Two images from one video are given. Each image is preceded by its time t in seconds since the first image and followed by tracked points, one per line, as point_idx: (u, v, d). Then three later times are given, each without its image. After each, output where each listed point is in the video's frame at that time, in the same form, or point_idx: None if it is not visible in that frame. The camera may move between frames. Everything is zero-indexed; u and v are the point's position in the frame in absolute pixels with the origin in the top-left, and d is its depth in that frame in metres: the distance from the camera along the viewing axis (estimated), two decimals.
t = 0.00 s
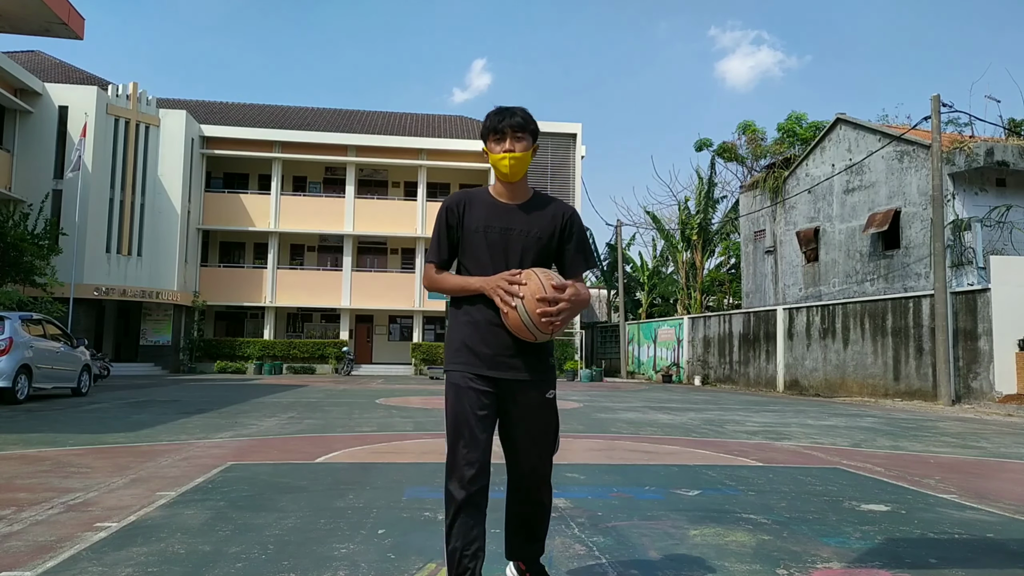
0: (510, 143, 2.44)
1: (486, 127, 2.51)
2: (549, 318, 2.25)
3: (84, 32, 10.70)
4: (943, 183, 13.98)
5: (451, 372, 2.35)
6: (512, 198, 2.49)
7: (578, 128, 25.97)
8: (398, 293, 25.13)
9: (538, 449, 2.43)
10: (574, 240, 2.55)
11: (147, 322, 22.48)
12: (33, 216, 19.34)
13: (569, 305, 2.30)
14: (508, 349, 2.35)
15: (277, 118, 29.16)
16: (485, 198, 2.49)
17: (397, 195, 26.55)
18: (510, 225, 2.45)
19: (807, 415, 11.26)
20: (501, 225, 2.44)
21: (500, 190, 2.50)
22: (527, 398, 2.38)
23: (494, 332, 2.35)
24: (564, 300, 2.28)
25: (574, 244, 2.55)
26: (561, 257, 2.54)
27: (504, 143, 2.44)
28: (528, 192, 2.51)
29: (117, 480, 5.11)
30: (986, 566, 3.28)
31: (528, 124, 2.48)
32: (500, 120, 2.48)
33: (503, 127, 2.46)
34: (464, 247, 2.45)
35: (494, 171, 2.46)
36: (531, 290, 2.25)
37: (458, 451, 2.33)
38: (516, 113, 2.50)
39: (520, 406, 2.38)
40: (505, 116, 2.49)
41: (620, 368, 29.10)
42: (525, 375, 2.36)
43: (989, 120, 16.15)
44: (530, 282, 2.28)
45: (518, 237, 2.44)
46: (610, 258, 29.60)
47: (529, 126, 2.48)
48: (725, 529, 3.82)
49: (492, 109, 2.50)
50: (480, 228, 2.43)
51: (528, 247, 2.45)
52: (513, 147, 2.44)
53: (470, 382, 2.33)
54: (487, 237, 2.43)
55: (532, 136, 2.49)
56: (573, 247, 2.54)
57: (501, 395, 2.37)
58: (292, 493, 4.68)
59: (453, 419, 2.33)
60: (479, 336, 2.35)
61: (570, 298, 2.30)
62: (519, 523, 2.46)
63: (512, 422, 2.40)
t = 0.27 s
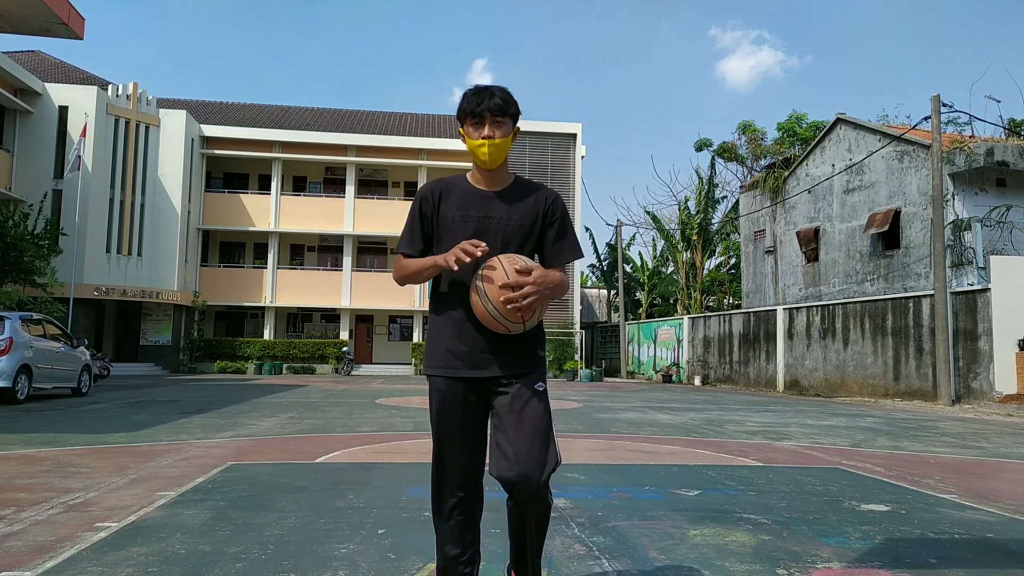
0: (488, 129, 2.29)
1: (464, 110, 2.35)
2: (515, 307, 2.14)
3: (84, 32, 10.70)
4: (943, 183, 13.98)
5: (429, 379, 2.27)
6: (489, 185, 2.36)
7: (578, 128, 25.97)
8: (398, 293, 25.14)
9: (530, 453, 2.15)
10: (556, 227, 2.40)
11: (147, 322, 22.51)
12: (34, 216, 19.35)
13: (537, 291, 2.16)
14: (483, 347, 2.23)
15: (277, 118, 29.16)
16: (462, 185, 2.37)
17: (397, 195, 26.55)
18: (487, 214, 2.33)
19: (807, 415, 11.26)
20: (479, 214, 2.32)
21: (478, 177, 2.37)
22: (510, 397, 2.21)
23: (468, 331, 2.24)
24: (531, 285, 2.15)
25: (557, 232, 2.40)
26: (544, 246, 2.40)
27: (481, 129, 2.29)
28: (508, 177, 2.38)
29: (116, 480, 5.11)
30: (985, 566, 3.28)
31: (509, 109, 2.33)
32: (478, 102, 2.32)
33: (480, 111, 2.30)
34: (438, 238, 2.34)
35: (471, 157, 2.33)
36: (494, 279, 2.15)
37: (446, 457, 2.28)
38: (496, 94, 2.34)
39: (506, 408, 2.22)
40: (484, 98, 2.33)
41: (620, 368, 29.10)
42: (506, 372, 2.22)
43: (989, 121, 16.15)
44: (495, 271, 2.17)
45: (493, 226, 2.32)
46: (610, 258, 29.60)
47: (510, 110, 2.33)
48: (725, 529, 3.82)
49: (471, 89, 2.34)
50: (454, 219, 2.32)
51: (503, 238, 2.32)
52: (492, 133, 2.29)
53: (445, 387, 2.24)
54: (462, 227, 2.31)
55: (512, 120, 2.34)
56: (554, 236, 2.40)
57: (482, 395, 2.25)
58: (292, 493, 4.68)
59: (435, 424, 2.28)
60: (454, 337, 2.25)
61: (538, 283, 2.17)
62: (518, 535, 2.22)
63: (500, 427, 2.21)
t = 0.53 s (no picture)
0: (486, 123, 2.18)
1: (460, 95, 2.22)
2: (519, 320, 2.06)
3: (84, 32, 10.70)
4: (943, 183, 13.98)
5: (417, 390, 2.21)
6: (484, 179, 2.25)
7: (578, 128, 25.98)
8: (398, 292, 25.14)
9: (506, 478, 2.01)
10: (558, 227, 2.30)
11: (147, 322, 22.52)
12: (33, 216, 19.34)
13: (544, 305, 2.08)
14: (473, 357, 2.13)
15: (277, 118, 29.16)
16: (454, 179, 2.25)
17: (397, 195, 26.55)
18: (480, 212, 2.21)
19: (807, 415, 11.26)
20: (471, 212, 2.20)
21: (472, 170, 2.26)
22: (496, 411, 2.10)
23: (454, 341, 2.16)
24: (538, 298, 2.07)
25: (559, 232, 2.31)
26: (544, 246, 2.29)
27: (479, 121, 2.19)
28: (505, 172, 2.26)
29: (116, 480, 5.11)
30: (985, 566, 3.28)
31: (510, 98, 2.22)
32: (476, 90, 2.20)
33: (479, 102, 2.19)
34: (427, 236, 2.23)
35: (466, 149, 2.22)
36: (499, 286, 2.05)
37: (438, 469, 2.22)
38: (496, 80, 2.22)
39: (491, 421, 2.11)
40: (483, 85, 2.20)
41: (620, 368, 29.08)
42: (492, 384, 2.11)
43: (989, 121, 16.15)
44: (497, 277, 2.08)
45: (491, 224, 2.20)
46: (610, 258, 29.60)
47: (510, 99, 2.22)
48: (725, 529, 3.82)
49: (468, 74, 2.21)
50: (445, 216, 2.20)
51: (502, 236, 2.20)
52: (490, 127, 2.18)
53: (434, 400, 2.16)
54: (453, 225, 2.19)
55: (512, 111, 2.23)
56: (556, 236, 2.30)
57: (471, 407, 2.15)
58: (292, 493, 4.68)
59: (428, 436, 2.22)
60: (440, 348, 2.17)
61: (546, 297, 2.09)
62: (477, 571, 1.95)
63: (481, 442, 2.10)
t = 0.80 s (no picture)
0: (505, 86, 2.00)
1: (478, 53, 2.03)
2: (548, 320, 1.92)
3: (84, 32, 10.70)
4: (943, 183, 13.98)
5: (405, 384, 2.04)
6: (498, 151, 2.07)
7: (578, 128, 25.99)
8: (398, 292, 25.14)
9: (495, 488, 1.86)
10: (568, 211, 2.17)
11: (147, 321, 22.53)
12: (34, 216, 19.33)
13: (575, 309, 1.96)
14: (472, 351, 1.97)
15: (277, 118, 29.17)
16: (460, 150, 2.09)
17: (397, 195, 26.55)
18: (487, 187, 2.03)
19: (806, 415, 11.26)
20: (477, 186, 2.03)
21: (484, 141, 2.08)
22: (493, 414, 1.94)
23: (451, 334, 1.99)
24: (572, 300, 1.95)
25: (569, 219, 2.19)
26: (558, 229, 2.17)
27: (497, 84, 2.00)
28: (517, 145, 2.09)
29: (116, 480, 5.11)
30: (985, 566, 3.28)
31: (534, 62, 2.04)
32: (497, 48, 2.01)
33: (499, 61, 2.00)
34: (425, 211, 2.06)
35: (480, 114, 2.03)
36: (530, 280, 1.91)
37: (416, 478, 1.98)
38: (519, 41, 2.03)
39: (487, 425, 1.96)
40: (505, 43, 2.01)
41: (620, 368, 29.08)
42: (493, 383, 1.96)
43: (989, 121, 16.16)
44: (527, 268, 1.93)
45: (497, 201, 2.02)
46: (610, 258, 29.60)
47: (534, 62, 2.04)
48: (725, 529, 3.82)
49: (490, 30, 2.03)
50: (449, 190, 2.03)
51: (510, 215, 2.03)
52: (510, 91, 2.00)
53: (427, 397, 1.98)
54: (457, 200, 2.02)
55: (535, 77, 2.05)
56: (566, 220, 2.18)
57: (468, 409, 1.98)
58: (292, 493, 4.68)
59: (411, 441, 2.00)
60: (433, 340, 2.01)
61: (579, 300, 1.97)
62: None
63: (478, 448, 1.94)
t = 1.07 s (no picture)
0: (498, 33, 1.82)
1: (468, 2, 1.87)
2: (514, 284, 1.67)
3: (84, 33, 10.71)
4: (943, 183, 13.97)
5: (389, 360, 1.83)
6: (494, 114, 1.90)
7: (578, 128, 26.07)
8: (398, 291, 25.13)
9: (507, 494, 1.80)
10: (578, 177, 1.90)
11: (147, 322, 22.55)
12: (33, 216, 19.33)
13: (550, 266, 1.69)
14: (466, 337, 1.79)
15: (277, 118, 29.17)
16: (455, 115, 1.93)
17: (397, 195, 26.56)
18: (480, 152, 1.85)
19: (807, 415, 11.25)
20: (469, 152, 1.85)
21: (480, 101, 1.91)
22: (495, 421, 1.80)
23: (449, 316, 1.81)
24: (542, 255, 1.68)
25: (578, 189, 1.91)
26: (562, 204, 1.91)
27: (488, 32, 1.83)
28: (515, 106, 1.91)
29: (116, 480, 5.11)
30: (985, 566, 3.28)
31: (529, 8, 1.85)
32: None
33: (491, 8, 1.83)
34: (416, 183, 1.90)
35: (472, 71, 1.87)
36: (488, 238, 1.69)
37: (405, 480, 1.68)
38: None
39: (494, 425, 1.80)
40: None
41: (620, 368, 29.09)
42: (496, 382, 1.78)
43: (989, 121, 16.15)
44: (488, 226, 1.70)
45: (489, 168, 1.84)
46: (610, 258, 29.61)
47: (529, 8, 1.85)
48: (725, 529, 3.82)
49: None
50: (438, 156, 1.87)
51: (499, 182, 1.84)
52: (503, 39, 1.82)
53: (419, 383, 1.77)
54: (447, 168, 1.85)
55: (533, 25, 1.87)
56: (576, 190, 1.90)
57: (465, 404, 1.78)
58: (293, 493, 4.68)
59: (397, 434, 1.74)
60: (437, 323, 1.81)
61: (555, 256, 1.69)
62: None
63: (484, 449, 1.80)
